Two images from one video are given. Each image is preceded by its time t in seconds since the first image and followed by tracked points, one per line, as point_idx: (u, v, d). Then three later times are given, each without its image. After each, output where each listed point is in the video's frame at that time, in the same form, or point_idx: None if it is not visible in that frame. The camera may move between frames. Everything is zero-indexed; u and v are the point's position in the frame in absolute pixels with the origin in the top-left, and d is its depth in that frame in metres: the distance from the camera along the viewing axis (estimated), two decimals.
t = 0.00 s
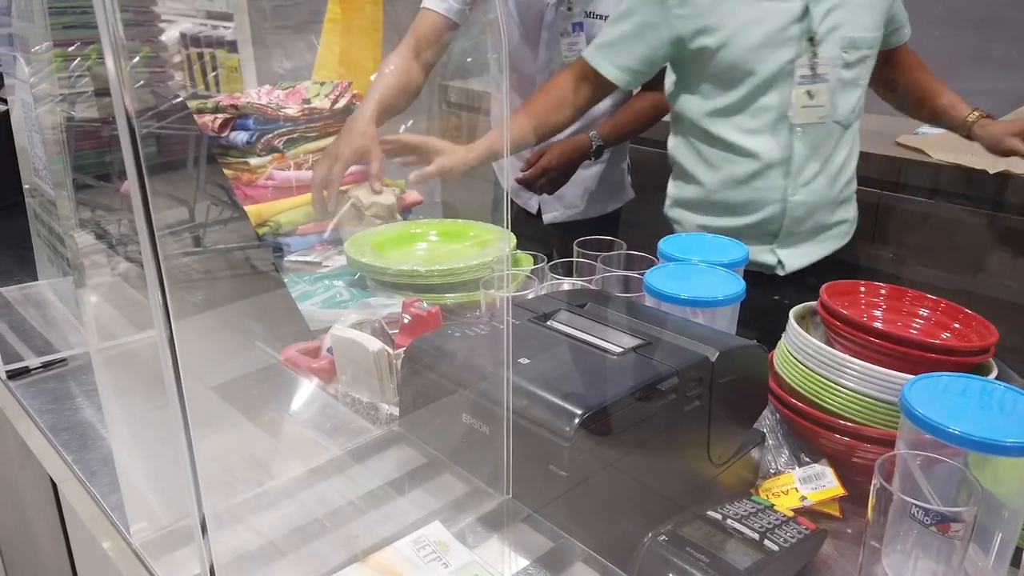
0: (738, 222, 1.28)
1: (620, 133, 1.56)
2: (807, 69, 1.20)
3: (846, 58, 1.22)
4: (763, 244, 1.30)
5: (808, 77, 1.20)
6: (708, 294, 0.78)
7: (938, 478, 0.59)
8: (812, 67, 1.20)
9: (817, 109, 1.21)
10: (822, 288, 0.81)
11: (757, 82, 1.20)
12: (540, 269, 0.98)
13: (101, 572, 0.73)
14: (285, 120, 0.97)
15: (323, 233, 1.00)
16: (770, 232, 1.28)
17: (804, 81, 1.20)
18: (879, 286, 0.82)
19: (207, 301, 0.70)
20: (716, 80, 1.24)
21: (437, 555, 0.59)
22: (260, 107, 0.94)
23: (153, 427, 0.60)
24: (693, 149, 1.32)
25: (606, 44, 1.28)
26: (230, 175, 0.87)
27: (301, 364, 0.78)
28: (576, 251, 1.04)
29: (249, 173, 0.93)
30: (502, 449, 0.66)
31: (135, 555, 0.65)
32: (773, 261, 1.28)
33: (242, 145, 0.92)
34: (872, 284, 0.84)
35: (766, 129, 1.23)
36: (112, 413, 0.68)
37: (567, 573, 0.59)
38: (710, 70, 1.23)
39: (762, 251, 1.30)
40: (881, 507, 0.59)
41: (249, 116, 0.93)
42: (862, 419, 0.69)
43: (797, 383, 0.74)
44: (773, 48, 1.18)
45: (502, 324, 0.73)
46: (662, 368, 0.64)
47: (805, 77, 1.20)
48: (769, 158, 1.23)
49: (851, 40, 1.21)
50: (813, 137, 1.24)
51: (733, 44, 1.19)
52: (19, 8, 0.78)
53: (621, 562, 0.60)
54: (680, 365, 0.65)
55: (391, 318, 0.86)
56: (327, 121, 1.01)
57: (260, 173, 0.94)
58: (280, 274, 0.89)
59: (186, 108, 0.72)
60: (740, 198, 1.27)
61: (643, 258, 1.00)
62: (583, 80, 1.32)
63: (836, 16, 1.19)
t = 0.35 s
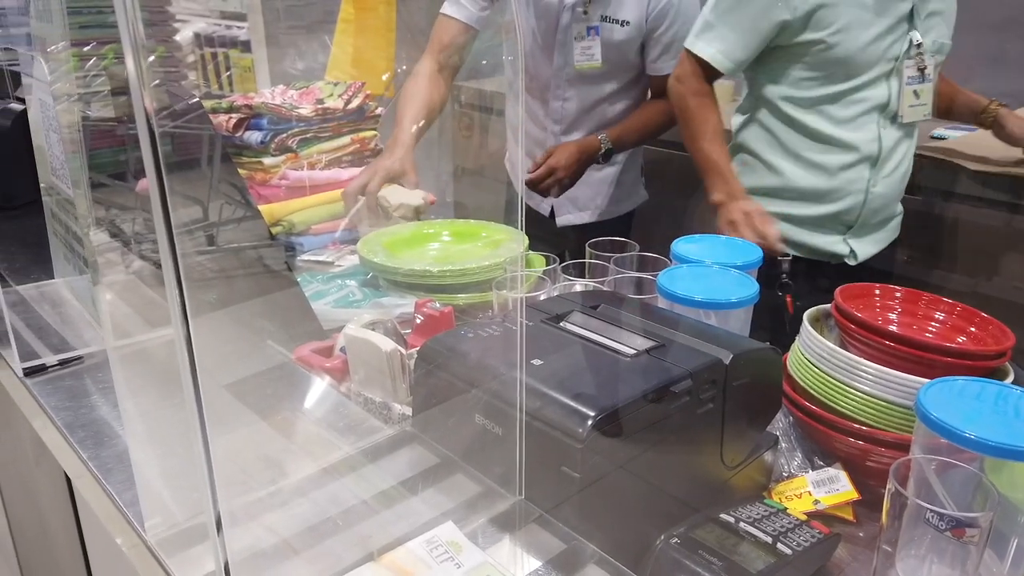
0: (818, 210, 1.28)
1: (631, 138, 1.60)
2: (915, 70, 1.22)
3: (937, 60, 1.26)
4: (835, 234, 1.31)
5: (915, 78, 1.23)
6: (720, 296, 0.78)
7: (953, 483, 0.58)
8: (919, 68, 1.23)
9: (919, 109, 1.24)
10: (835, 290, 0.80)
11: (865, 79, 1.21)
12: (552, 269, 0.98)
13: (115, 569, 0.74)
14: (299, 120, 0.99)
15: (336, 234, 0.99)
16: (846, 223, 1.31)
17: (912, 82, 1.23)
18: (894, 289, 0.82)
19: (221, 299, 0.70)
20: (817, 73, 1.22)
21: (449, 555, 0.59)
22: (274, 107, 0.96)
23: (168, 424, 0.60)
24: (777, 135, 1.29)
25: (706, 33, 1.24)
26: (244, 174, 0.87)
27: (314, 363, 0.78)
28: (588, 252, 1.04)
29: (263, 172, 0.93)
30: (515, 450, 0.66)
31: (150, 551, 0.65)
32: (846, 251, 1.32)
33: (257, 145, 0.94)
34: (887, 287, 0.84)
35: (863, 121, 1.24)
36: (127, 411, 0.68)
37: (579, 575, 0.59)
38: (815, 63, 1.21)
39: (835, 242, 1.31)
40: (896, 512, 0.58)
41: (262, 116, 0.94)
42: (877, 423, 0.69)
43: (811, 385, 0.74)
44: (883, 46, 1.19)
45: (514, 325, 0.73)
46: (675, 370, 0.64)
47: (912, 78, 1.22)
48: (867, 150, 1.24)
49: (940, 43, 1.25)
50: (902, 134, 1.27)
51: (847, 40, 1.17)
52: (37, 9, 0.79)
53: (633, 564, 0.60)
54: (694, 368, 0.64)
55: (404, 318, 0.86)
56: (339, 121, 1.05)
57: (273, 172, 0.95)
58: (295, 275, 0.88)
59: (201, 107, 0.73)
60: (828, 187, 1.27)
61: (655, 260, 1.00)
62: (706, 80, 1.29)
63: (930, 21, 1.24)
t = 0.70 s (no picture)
0: (854, 228, 1.25)
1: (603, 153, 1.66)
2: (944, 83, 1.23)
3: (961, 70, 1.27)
4: (871, 249, 1.28)
5: (944, 89, 1.23)
6: (726, 297, 0.77)
7: (958, 486, 0.58)
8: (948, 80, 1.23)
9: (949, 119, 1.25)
10: (841, 292, 0.80)
11: (904, 95, 1.20)
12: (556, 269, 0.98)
13: (122, 565, 0.74)
14: (307, 120, 0.99)
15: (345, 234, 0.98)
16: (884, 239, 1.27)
17: (942, 94, 1.23)
18: (900, 291, 0.82)
19: (228, 298, 0.70)
20: (855, 91, 1.21)
21: (452, 554, 0.60)
22: (282, 107, 0.97)
23: (174, 422, 0.61)
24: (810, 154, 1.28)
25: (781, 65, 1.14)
26: (251, 174, 0.87)
27: (319, 362, 0.78)
28: (594, 253, 1.04)
29: (270, 172, 0.93)
30: (518, 449, 0.66)
31: (156, 548, 0.66)
32: (882, 266, 1.27)
33: (265, 145, 0.93)
34: (894, 288, 0.83)
35: (897, 136, 1.23)
36: (134, 408, 0.69)
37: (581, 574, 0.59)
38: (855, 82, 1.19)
39: (872, 257, 1.28)
40: (900, 514, 0.58)
41: (271, 116, 0.95)
42: (883, 425, 0.68)
43: (816, 387, 0.73)
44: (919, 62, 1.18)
45: (518, 325, 0.74)
46: (679, 371, 0.64)
47: (942, 90, 1.23)
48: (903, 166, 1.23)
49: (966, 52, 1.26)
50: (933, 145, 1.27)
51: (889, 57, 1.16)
52: (48, 9, 0.80)
53: (635, 563, 0.60)
54: (697, 368, 0.64)
55: (409, 318, 0.86)
56: (347, 121, 1.05)
57: (281, 172, 0.95)
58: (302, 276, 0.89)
59: (209, 107, 0.73)
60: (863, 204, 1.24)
61: (660, 260, 1.00)
62: (810, 107, 1.13)
63: (958, 31, 1.23)
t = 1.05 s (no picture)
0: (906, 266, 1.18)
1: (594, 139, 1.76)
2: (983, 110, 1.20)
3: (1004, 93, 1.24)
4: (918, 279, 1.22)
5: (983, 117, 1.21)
6: (732, 298, 0.77)
7: (963, 489, 0.58)
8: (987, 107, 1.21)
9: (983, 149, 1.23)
10: (847, 293, 0.80)
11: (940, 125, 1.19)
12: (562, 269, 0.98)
13: (128, 563, 0.75)
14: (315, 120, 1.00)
15: (352, 233, 0.99)
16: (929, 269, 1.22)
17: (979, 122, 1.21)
18: (907, 292, 0.81)
19: (235, 297, 0.71)
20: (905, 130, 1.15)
21: (455, 554, 0.60)
22: (291, 107, 0.98)
23: (181, 420, 0.61)
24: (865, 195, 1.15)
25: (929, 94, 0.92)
26: (259, 174, 0.88)
27: (325, 361, 0.79)
28: (600, 253, 1.04)
29: (278, 172, 0.94)
30: (522, 449, 0.66)
31: (163, 545, 0.67)
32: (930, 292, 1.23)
33: (274, 145, 0.94)
34: (900, 289, 0.83)
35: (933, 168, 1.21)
36: (141, 405, 0.69)
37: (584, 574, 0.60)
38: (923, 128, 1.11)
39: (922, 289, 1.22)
40: (905, 516, 0.58)
41: (280, 116, 0.96)
42: (889, 428, 0.68)
43: (822, 389, 0.73)
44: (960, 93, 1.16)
45: (523, 325, 0.74)
46: (684, 371, 0.64)
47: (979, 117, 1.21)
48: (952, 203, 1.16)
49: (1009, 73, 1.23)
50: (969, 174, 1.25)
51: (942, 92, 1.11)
52: (58, 10, 0.80)
53: (638, 564, 0.60)
54: (702, 369, 0.64)
55: (414, 317, 0.86)
56: (354, 121, 1.06)
57: (288, 172, 0.96)
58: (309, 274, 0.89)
59: (218, 108, 0.73)
60: (918, 252, 1.18)
61: (666, 261, 1.00)
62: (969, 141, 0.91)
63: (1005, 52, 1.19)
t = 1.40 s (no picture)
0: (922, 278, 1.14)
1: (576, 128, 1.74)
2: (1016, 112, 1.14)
3: None
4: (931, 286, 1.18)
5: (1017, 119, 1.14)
6: (735, 296, 0.77)
7: (968, 489, 0.58)
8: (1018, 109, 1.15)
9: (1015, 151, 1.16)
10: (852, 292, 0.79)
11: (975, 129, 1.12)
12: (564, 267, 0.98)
13: (128, 561, 0.75)
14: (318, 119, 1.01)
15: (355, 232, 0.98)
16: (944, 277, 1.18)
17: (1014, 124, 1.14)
18: (912, 291, 0.81)
19: (236, 295, 0.71)
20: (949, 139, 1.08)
21: (454, 552, 0.60)
22: (294, 105, 0.99)
23: (180, 417, 0.61)
24: (899, 212, 1.09)
25: (1016, 115, 0.85)
26: (261, 171, 0.87)
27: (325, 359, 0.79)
28: (602, 251, 1.04)
29: (280, 170, 0.94)
30: (522, 448, 0.66)
31: (161, 542, 0.66)
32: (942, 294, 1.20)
33: (275, 143, 0.95)
34: (905, 288, 0.83)
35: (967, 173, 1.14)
36: (141, 402, 0.69)
37: (583, 573, 0.59)
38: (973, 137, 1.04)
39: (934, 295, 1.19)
40: (909, 516, 0.57)
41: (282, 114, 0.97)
42: (894, 428, 0.67)
43: (826, 389, 0.73)
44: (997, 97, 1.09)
45: (525, 323, 0.73)
46: (686, 369, 0.63)
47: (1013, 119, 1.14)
48: (972, 217, 1.12)
49: None
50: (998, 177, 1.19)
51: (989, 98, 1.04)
52: (63, 8, 0.80)
53: (639, 563, 0.60)
54: (705, 367, 0.64)
55: (416, 315, 0.85)
56: (358, 120, 1.07)
57: (291, 170, 0.96)
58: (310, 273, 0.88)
59: (222, 107, 0.73)
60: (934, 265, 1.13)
61: (668, 260, 1.00)
62: None
63: None
